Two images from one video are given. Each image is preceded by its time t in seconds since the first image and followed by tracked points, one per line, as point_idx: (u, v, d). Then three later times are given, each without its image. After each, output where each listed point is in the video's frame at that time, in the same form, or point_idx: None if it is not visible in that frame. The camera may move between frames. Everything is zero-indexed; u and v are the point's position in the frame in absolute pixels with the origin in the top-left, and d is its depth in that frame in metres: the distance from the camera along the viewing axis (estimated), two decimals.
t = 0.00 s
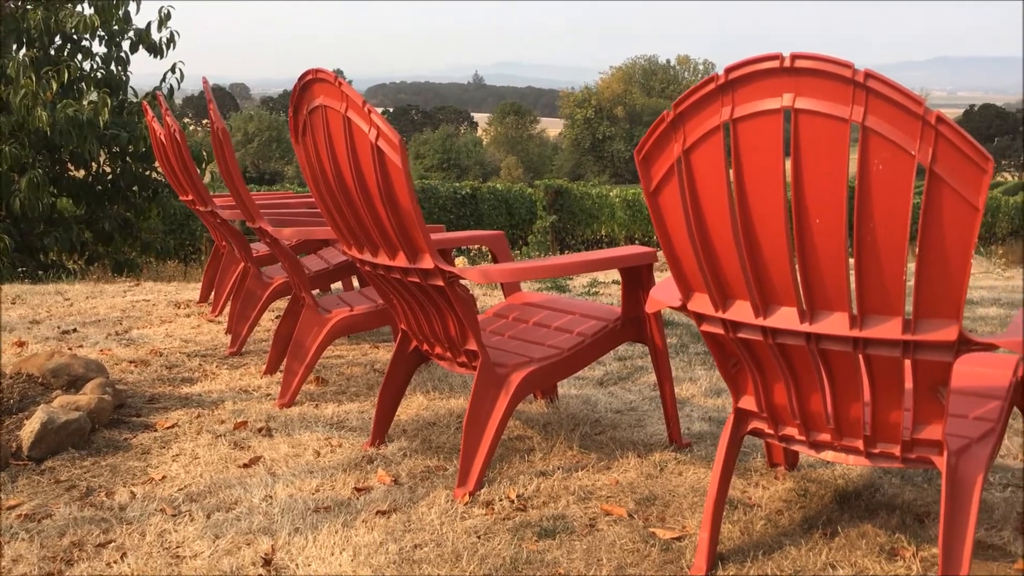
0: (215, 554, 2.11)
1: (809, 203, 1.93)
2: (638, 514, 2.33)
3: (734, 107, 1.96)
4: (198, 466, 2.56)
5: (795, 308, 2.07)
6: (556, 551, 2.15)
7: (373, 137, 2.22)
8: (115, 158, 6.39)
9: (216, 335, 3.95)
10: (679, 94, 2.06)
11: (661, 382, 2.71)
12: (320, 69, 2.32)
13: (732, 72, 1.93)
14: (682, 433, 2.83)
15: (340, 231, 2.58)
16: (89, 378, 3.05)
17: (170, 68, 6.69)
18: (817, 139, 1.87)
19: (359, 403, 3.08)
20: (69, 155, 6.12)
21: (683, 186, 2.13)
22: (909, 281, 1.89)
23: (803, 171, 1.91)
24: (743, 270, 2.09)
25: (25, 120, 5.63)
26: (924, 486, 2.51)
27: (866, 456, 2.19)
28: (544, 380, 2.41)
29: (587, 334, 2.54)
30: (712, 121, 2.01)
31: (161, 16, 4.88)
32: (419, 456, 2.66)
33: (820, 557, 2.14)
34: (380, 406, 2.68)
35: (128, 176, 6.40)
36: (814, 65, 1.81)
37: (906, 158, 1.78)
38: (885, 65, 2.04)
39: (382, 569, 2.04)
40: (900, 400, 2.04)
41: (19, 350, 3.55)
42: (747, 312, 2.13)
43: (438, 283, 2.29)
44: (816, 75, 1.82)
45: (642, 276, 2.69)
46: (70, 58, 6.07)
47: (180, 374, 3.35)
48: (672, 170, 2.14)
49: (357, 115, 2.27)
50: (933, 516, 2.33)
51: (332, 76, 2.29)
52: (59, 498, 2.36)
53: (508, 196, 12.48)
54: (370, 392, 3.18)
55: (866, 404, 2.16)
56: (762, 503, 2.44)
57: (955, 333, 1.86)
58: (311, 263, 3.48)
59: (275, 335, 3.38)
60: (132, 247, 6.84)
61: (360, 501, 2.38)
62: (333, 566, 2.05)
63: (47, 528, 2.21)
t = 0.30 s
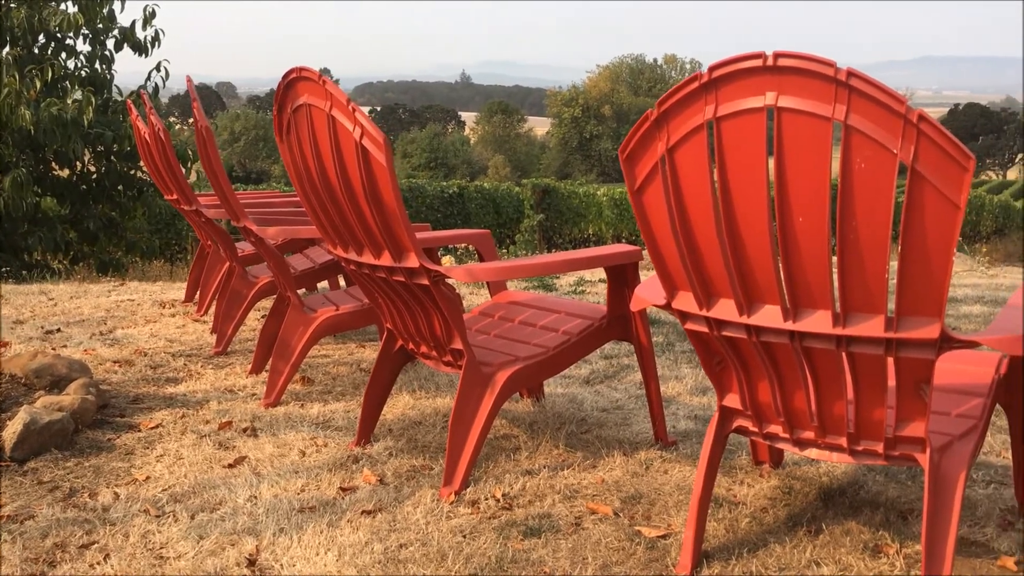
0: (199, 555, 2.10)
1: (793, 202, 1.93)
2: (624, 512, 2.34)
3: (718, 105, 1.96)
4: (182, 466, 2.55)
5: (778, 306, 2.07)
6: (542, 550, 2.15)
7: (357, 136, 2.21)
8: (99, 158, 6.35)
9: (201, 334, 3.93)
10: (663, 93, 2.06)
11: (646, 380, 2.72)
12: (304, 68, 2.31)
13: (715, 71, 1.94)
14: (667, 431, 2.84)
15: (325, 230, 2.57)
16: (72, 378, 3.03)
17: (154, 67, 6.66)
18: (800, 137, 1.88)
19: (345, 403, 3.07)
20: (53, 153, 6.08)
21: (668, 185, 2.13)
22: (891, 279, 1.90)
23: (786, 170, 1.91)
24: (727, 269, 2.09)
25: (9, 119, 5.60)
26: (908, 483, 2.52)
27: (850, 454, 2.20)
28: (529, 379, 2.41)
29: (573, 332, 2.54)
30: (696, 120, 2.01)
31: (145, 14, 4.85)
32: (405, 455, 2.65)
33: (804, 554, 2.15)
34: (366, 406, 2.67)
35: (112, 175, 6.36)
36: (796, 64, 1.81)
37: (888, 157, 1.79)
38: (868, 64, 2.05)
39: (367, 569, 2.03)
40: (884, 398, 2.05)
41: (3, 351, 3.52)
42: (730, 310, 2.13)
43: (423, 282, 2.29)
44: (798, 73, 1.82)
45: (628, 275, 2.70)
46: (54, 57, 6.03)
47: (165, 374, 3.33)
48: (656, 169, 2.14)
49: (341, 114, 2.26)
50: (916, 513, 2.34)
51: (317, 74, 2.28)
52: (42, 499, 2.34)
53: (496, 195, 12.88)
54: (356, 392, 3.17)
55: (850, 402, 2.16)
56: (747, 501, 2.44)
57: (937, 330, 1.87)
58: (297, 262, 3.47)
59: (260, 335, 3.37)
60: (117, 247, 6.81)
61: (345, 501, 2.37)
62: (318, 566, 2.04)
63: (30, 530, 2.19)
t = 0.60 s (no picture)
0: (184, 554, 2.09)
1: (777, 197, 1.93)
2: (610, 509, 2.33)
3: (701, 101, 1.96)
4: (167, 466, 2.54)
5: (763, 302, 2.07)
6: (528, 547, 2.15)
7: (341, 133, 2.20)
8: (85, 156, 6.29)
9: (188, 334, 3.91)
10: (647, 89, 2.05)
11: (633, 376, 2.71)
12: (288, 65, 2.30)
13: (699, 66, 1.93)
14: (654, 428, 2.84)
15: (310, 227, 2.56)
16: (57, 378, 3.01)
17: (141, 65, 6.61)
18: (783, 133, 1.88)
19: (331, 401, 3.06)
20: (39, 152, 6.04)
21: (652, 181, 2.13)
22: (874, 275, 1.90)
23: (770, 166, 1.91)
24: (712, 265, 2.09)
25: None
26: (893, 479, 2.53)
27: (835, 450, 2.20)
28: (516, 376, 2.41)
29: (559, 330, 2.54)
30: (680, 116, 2.01)
31: (130, 12, 4.83)
32: (391, 453, 2.65)
33: (790, 550, 2.15)
34: (352, 404, 2.67)
35: (99, 174, 6.32)
36: (780, 59, 1.81)
37: (871, 153, 1.79)
38: (852, 60, 2.05)
39: (352, 568, 2.03)
40: (868, 393, 2.05)
41: None
42: (715, 306, 2.13)
43: (409, 280, 2.29)
44: (781, 69, 1.82)
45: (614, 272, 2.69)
46: (39, 55, 5.98)
47: (151, 373, 3.32)
48: (641, 165, 2.14)
49: (325, 111, 2.25)
50: (901, 508, 2.35)
51: (301, 71, 2.27)
52: (25, 500, 2.33)
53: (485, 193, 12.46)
54: (343, 390, 3.16)
55: (834, 397, 2.17)
56: (733, 498, 2.44)
57: (920, 326, 1.87)
58: (284, 260, 3.45)
59: (247, 333, 3.35)
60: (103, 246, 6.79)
61: (331, 499, 2.36)
62: (303, 565, 2.04)
63: (13, 530, 2.18)
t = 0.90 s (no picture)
0: (170, 554, 2.08)
1: (760, 194, 1.93)
2: (597, 506, 2.34)
3: (684, 98, 1.97)
4: (153, 465, 2.53)
5: (747, 299, 2.07)
6: (514, 545, 2.15)
7: (326, 131, 2.20)
8: (71, 155, 6.21)
9: (175, 333, 3.90)
10: (631, 86, 2.05)
11: (620, 374, 2.72)
12: (272, 63, 2.30)
13: (682, 63, 1.93)
14: (641, 425, 2.84)
15: (296, 226, 2.56)
16: (42, 377, 3.00)
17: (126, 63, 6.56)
18: (766, 130, 1.88)
19: (319, 400, 3.06)
20: (24, 152, 6.00)
21: (636, 178, 2.13)
22: (858, 271, 1.91)
23: (753, 162, 1.92)
24: (696, 262, 2.09)
25: None
26: (879, 474, 2.54)
27: (820, 445, 2.21)
28: (502, 374, 2.41)
29: (546, 327, 2.54)
30: (663, 113, 2.01)
31: (115, 10, 4.79)
32: (379, 452, 2.64)
33: (776, 546, 2.16)
34: (339, 403, 2.66)
35: (85, 172, 6.24)
36: (762, 56, 1.82)
37: (854, 149, 1.79)
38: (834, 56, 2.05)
39: (339, 566, 2.02)
40: (852, 389, 2.06)
41: None
42: (700, 303, 2.14)
43: (394, 278, 2.29)
44: (764, 66, 1.83)
45: (600, 269, 2.69)
46: (24, 54, 5.95)
47: (137, 373, 3.31)
48: (625, 162, 2.14)
49: (310, 109, 2.24)
50: (886, 503, 2.36)
51: (285, 69, 2.26)
52: (10, 501, 2.32)
53: (473, 191, 12.44)
54: (330, 389, 3.16)
55: (819, 394, 2.17)
56: (719, 494, 2.45)
57: (903, 321, 1.88)
58: (271, 259, 3.45)
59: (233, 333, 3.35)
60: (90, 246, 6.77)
61: (317, 498, 2.36)
62: (289, 564, 2.03)
63: None
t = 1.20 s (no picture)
0: (151, 555, 2.07)
1: (741, 193, 1.94)
2: (581, 504, 2.34)
3: (665, 97, 1.97)
4: (135, 466, 2.52)
5: (728, 296, 2.08)
6: (498, 544, 2.15)
7: (308, 130, 2.19)
8: (53, 155, 6.05)
9: (158, 333, 3.88)
10: (612, 84, 2.05)
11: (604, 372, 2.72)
12: (254, 61, 2.29)
13: (662, 62, 1.94)
14: (625, 423, 2.85)
15: (278, 225, 2.55)
16: (23, 378, 2.98)
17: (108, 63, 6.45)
18: (746, 129, 1.88)
19: (303, 400, 3.05)
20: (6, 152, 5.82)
21: (617, 176, 2.13)
22: (838, 268, 1.92)
23: (733, 160, 1.92)
24: (678, 260, 2.10)
25: None
26: (861, 470, 2.55)
27: (802, 442, 2.22)
28: (486, 373, 2.41)
29: (529, 326, 2.54)
30: (644, 111, 2.02)
31: (98, 8, 4.75)
32: (363, 451, 2.64)
33: (758, 543, 2.16)
34: (323, 402, 2.66)
35: (67, 172, 6.11)
36: (742, 55, 1.82)
37: (833, 147, 1.80)
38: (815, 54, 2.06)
39: (322, 567, 2.02)
40: (833, 386, 2.06)
41: None
42: (682, 301, 2.14)
43: (377, 277, 2.28)
44: (743, 64, 1.83)
45: (584, 268, 2.69)
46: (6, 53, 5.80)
47: (119, 373, 3.29)
48: (606, 161, 2.14)
49: (292, 108, 2.24)
50: (868, 500, 2.37)
51: (266, 68, 2.25)
52: None
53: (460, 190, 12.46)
54: (314, 388, 3.15)
55: (801, 391, 2.18)
56: (702, 491, 2.46)
57: (883, 318, 1.89)
58: (255, 258, 3.44)
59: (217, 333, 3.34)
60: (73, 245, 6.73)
61: (301, 498, 2.35)
62: (272, 564, 2.03)
63: None
